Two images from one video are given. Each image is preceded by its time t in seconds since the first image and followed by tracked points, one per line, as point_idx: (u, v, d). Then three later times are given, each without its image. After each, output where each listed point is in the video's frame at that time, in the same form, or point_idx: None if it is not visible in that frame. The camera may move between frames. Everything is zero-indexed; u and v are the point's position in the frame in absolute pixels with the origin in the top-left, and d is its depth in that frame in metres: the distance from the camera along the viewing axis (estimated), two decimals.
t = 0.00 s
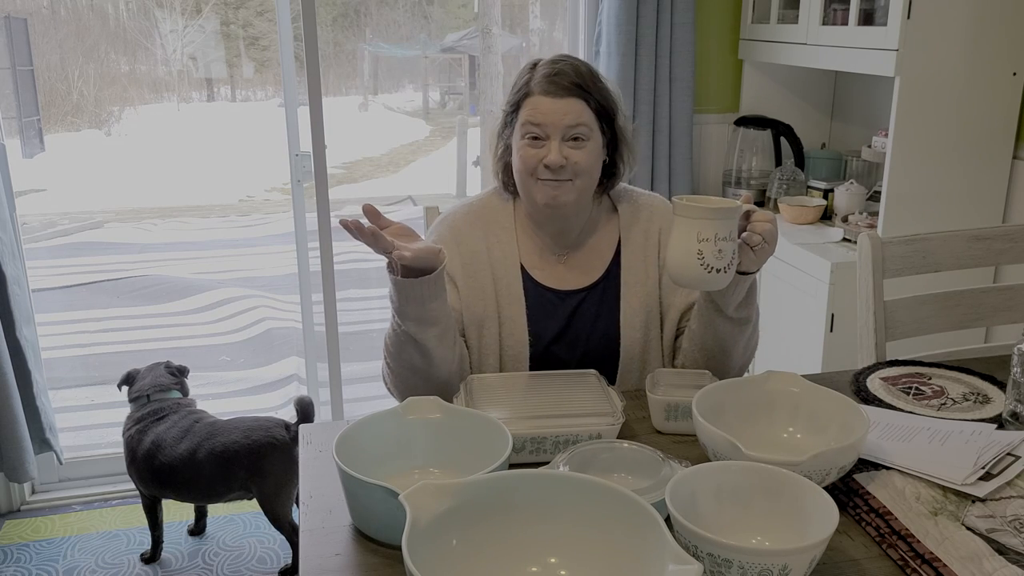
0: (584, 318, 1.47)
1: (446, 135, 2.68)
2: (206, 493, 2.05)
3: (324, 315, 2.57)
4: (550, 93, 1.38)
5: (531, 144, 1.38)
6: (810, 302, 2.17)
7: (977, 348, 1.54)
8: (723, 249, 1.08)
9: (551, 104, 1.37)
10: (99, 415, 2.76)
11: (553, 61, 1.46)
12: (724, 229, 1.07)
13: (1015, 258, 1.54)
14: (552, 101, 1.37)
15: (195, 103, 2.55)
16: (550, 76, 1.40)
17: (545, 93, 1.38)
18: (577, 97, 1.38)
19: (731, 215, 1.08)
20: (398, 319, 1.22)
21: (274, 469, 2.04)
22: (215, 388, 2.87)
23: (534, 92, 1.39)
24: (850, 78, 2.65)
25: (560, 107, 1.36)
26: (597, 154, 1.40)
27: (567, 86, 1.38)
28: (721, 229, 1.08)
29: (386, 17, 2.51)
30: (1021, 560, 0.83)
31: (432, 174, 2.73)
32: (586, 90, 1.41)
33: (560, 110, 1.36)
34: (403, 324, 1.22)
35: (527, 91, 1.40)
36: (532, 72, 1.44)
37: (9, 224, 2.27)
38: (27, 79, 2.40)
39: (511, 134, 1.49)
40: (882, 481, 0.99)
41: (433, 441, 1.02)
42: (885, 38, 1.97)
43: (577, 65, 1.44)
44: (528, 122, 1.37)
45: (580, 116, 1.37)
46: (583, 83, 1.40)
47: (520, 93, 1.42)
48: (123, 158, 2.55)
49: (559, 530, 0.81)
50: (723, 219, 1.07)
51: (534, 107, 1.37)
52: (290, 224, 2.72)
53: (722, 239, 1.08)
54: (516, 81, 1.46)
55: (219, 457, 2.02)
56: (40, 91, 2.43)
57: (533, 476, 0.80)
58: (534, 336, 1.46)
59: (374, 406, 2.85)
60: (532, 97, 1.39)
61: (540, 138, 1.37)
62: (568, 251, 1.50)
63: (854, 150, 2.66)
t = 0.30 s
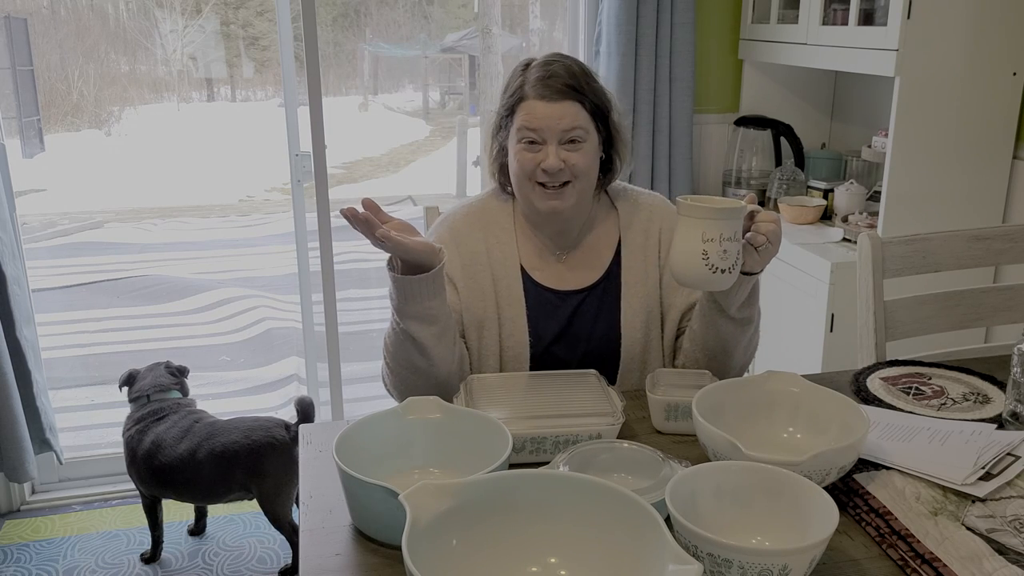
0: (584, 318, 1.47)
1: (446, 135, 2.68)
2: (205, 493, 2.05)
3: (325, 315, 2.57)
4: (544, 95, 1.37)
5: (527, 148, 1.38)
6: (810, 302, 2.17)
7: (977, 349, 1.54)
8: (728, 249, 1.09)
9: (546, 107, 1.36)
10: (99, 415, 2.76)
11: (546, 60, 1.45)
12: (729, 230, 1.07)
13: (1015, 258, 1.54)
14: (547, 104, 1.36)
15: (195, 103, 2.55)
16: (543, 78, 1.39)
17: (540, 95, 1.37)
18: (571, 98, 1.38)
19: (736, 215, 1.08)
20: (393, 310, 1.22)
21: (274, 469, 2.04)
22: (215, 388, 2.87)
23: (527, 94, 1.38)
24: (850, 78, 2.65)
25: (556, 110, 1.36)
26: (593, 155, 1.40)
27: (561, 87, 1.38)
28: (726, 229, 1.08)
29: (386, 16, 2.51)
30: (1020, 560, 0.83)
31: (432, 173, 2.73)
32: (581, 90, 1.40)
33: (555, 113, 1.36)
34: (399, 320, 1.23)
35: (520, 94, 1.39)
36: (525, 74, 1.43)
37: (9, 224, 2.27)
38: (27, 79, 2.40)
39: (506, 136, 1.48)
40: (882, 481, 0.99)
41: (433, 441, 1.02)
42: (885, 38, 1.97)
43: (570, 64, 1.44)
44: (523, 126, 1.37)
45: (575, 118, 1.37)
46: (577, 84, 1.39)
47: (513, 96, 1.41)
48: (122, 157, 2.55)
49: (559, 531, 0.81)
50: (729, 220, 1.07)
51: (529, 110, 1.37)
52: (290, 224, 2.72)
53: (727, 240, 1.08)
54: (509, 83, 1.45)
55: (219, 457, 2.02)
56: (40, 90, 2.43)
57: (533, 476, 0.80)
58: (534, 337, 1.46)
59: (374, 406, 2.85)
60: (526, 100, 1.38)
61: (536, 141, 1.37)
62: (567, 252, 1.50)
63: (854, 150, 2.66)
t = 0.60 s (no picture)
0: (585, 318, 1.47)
1: (446, 135, 2.69)
2: (205, 493, 2.05)
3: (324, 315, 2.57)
4: (531, 96, 1.37)
5: (519, 151, 1.38)
6: (810, 302, 2.17)
7: (977, 349, 1.54)
8: (737, 254, 1.09)
9: (534, 108, 1.36)
10: (99, 415, 2.76)
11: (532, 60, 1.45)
12: (737, 234, 1.07)
13: (1015, 258, 1.54)
14: (535, 106, 1.36)
15: (195, 103, 2.55)
16: (529, 79, 1.39)
17: (528, 97, 1.37)
18: (560, 97, 1.38)
19: (744, 219, 1.08)
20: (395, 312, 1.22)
21: (274, 469, 2.04)
22: (215, 388, 2.87)
23: (515, 97, 1.38)
24: (850, 78, 2.65)
25: (545, 112, 1.36)
26: (585, 153, 1.40)
27: (548, 87, 1.38)
28: (734, 234, 1.08)
29: (387, 17, 2.51)
30: (1021, 561, 0.83)
31: (432, 174, 2.73)
32: (569, 90, 1.40)
33: (544, 115, 1.36)
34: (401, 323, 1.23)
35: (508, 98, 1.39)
36: (512, 75, 1.43)
37: (9, 224, 2.27)
38: (27, 79, 2.41)
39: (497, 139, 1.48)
40: (882, 481, 0.99)
41: (433, 441, 1.02)
42: (885, 38, 1.97)
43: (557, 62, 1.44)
44: (513, 130, 1.37)
45: (564, 117, 1.36)
46: (564, 83, 1.39)
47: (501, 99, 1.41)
48: (122, 157, 2.55)
49: (559, 531, 0.81)
50: (737, 224, 1.08)
51: (517, 113, 1.37)
52: (290, 224, 2.73)
53: (735, 244, 1.08)
54: (497, 86, 1.45)
55: (219, 457, 2.02)
56: (40, 90, 2.43)
57: (533, 476, 0.80)
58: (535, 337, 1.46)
59: (374, 406, 2.85)
60: (514, 103, 1.38)
61: (527, 144, 1.37)
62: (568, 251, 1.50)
63: (854, 150, 2.66)
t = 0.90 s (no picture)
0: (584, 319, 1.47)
1: (446, 135, 2.68)
2: (205, 493, 2.05)
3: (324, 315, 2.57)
4: (538, 109, 1.35)
5: (524, 165, 1.36)
6: (810, 302, 2.17)
7: (977, 349, 1.54)
8: (735, 264, 1.09)
9: (540, 123, 1.34)
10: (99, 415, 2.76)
11: (534, 68, 1.43)
12: (735, 244, 1.08)
13: (1015, 258, 1.54)
14: (542, 121, 1.34)
15: (195, 103, 2.55)
16: (535, 90, 1.37)
17: (534, 112, 1.35)
18: (567, 111, 1.36)
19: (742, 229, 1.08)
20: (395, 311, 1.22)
21: (274, 469, 2.04)
22: (215, 388, 2.87)
23: (521, 109, 1.36)
24: (850, 78, 2.65)
25: (552, 127, 1.34)
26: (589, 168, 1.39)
27: (553, 100, 1.36)
28: (732, 244, 1.08)
29: (387, 16, 2.51)
30: (1021, 561, 0.83)
31: (432, 174, 2.73)
32: (572, 102, 1.38)
33: (551, 130, 1.34)
34: (400, 323, 1.22)
35: (513, 108, 1.37)
36: (515, 86, 1.40)
37: (9, 224, 2.27)
38: (27, 79, 2.40)
39: (495, 148, 1.46)
40: (882, 481, 0.99)
41: (433, 441, 1.02)
42: (885, 38, 1.97)
43: (559, 72, 1.41)
44: (520, 143, 1.34)
45: (571, 133, 1.35)
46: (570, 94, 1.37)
47: (505, 108, 1.39)
48: (122, 157, 2.55)
49: (559, 531, 0.81)
50: (735, 234, 1.08)
51: (524, 126, 1.35)
52: (290, 224, 2.73)
53: (734, 254, 1.08)
54: (498, 94, 1.42)
55: (219, 457, 2.02)
56: (40, 90, 2.43)
57: (532, 476, 0.80)
58: (535, 337, 1.46)
59: (374, 406, 2.85)
60: (520, 117, 1.36)
61: (534, 159, 1.35)
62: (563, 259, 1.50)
63: (854, 150, 2.66)
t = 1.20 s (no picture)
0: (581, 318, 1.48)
1: (446, 135, 2.68)
2: (205, 494, 2.05)
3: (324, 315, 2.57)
4: (557, 124, 1.34)
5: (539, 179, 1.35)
6: (810, 303, 2.17)
7: (977, 349, 1.54)
8: (747, 271, 1.09)
9: (560, 140, 1.32)
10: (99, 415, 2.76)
11: (552, 79, 1.41)
12: (747, 252, 1.08)
13: (1015, 258, 1.54)
14: (563, 138, 1.32)
15: (195, 103, 2.55)
16: (555, 104, 1.35)
17: (554, 127, 1.33)
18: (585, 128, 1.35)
19: (753, 236, 1.08)
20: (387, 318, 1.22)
21: (274, 469, 2.04)
22: (215, 388, 2.87)
23: (541, 122, 1.34)
24: (850, 78, 2.65)
25: (571, 145, 1.32)
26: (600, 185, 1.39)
27: (573, 116, 1.34)
28: (744, 251, 1.08)
29: (387, 17, 2.51)
30: (1021, 560, 0.83)
31: (432, 174, 2.73)
32: (590, 118, 1.37)
33: (571, 148, 1.32)
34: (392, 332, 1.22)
35: (532, 120, 1.35)
36: (535, 98, 1.38)
37: (9, 224, 2.27)
38: (27, 80, 2.41)
39: (505, 157, 1.43)
40: (882, 481, 0.99)
41: (431, 442, 1.02)
42: (885, 38, 1.97)
43: (578, 86, 1.40)
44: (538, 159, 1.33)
45: (589, 152, 1.34)
46: (588, 110, 1.36)
47: (521, 119, 1.37)
48: (122, 157, 2.55)
49: (559, 531, 0.81)
50: (746, 241, 1.08)
51: (543, 141, 1.33)
52: (290, 224, 2.73)
53: (746, 261, 1.09)
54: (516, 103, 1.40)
55: (219, 457, 2.02)
56: (40, 90, 2.43)
57: (532, 475, 0.80)
58: (535, 337, 1.45)
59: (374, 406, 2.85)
60: (539, 131, 1.34)
61: (550, 175, 1.34)
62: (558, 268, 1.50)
63: (854, 150, 2.66)
